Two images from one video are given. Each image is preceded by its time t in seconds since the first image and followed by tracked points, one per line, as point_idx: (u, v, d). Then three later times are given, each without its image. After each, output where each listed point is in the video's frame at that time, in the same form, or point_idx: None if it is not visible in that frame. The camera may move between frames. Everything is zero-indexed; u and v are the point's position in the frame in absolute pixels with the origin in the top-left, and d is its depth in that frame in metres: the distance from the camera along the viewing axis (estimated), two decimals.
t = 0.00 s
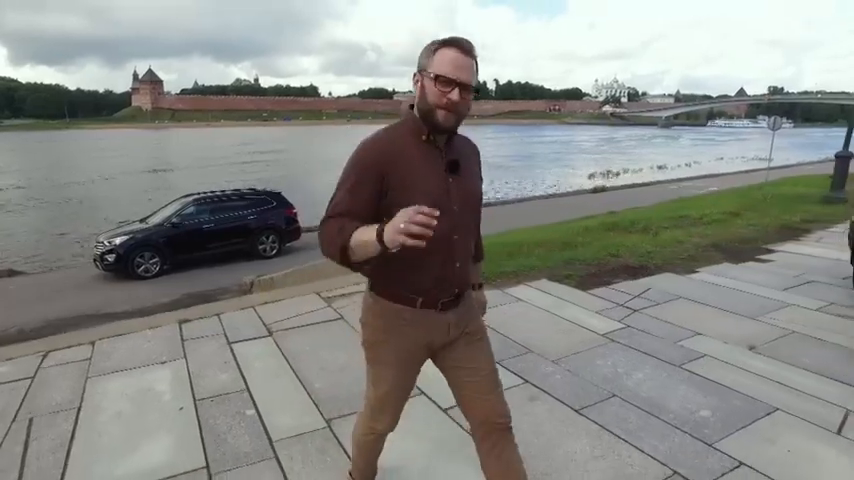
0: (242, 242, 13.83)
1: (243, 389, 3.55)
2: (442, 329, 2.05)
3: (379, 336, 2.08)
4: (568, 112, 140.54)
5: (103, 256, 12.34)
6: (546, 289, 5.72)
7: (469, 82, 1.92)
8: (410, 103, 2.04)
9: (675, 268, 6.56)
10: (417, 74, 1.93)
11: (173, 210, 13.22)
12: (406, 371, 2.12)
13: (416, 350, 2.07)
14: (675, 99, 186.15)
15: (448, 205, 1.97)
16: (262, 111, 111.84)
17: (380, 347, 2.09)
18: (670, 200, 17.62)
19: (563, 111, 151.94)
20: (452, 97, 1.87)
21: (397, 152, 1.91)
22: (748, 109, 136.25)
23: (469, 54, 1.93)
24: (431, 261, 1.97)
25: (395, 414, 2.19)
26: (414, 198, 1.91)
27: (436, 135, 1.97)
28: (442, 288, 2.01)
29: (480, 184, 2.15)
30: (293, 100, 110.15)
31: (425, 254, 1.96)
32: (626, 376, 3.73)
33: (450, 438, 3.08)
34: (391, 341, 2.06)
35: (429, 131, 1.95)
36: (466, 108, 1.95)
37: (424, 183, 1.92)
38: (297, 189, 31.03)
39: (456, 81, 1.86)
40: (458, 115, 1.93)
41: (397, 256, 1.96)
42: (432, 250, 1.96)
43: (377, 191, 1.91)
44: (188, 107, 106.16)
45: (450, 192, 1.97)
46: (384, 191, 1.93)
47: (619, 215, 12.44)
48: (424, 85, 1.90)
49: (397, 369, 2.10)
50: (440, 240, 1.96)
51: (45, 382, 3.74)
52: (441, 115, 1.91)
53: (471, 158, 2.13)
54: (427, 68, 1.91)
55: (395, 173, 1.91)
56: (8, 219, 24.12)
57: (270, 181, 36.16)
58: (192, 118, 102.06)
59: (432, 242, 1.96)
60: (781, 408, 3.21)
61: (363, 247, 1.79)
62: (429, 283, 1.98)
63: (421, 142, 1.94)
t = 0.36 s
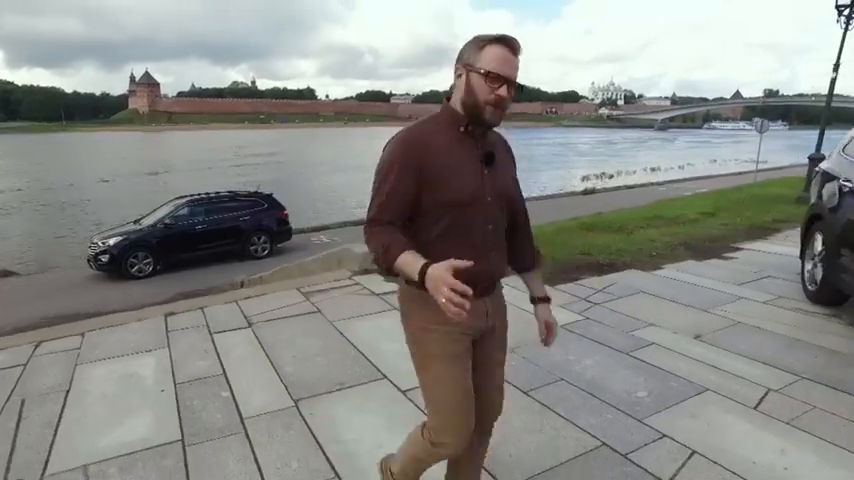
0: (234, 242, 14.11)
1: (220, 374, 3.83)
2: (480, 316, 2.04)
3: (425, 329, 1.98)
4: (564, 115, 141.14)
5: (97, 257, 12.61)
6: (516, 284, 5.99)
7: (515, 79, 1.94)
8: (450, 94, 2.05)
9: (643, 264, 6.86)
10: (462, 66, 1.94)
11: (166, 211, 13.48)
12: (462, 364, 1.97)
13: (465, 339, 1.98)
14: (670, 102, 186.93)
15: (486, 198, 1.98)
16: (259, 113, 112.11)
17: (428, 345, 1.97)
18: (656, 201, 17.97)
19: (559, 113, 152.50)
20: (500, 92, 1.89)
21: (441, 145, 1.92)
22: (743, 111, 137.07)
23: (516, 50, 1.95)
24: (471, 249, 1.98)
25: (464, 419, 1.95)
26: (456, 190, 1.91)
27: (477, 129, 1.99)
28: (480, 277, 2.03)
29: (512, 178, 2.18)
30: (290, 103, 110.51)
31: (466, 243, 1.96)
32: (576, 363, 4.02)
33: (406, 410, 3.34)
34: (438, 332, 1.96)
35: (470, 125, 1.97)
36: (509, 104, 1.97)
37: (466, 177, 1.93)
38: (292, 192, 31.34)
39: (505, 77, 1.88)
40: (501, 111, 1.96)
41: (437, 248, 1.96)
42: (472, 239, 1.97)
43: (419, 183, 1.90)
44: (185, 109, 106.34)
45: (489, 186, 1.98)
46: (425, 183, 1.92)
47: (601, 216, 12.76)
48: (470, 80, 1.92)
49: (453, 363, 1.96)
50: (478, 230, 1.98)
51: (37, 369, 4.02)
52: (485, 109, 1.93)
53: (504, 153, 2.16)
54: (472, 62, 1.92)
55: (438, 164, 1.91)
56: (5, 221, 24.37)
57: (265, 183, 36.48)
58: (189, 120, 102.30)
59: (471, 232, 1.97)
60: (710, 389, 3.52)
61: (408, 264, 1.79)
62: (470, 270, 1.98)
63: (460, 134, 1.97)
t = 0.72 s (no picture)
0: (226, 244, 14.37)
1: (197, 364, 4.11)
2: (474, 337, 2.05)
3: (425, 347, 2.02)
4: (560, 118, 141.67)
5: (91, 258, 12.87)
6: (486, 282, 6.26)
7: (487, 86, 1.89)
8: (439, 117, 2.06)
9: (612, 263, 7.13)
10: (437, 85, 1.95)
11: (159, 214, 13.74)
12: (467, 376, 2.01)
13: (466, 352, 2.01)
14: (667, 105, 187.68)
15: (476, 216, 1.93)
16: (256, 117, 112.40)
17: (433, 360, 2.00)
18: (644, 202, 18.23)
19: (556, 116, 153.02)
20: (469, 99, 1.86)
21: (419, 164, 1.94)
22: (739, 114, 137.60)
23: (485, 57, 1.90)
24: (462, 268, 1.96)
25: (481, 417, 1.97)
26: (437, 210, 1.91)
27: (461, 145, 1.96)
28: (473, 298, 2.00)
29: (515, 192, 2.09)
30: (288, 106, 110.85)
31: (456, 264, 1.96)
32: (530, 353, 4.30)
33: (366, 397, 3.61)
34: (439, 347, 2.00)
35: (453, 142, 1.95)
36: (487, 111, 1.91)
37: (448, 195, 1.91)
38: (287, 195, 31.63)
39: (471, 84, 1.85)
40: (479, 120, 1.91)
41: (426, 272, 1.98)
42: (463, 258, 1.95)
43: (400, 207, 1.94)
44: (182, 112, 106.58)
45: (479, 204, 1.93)
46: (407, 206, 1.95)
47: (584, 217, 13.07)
48: (442, 96, 1.92)
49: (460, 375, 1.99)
50: (467, 250, 1.95)
51: (27, 360, 4.29)
52: (462, 122, 1.90)
53: (504, 165, 2.09)
54: (443, 80, 1.92)
55: (420, 186, 1.92)
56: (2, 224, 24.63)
57: (261, 186, 36.78)
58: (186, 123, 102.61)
59: (459, 252, 1.94)
60: (648, 375, 3.80)
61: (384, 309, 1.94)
62: (460, 289, 1.97)
63: (445, 152, 1.95)
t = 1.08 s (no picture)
0: (219, 246, 14.64)
1: (180, 354, 4.39)
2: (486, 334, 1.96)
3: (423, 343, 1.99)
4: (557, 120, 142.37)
5: (86, 260, 13.15)
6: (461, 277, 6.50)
7: (490, 64, 1.82)
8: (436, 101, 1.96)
9: (585, 262, 7.41)
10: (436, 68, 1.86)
11: (153, 216, 14.02)
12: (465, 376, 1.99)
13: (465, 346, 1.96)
14: (662, 108, 188.66)
15: (487, 202, 1.87)
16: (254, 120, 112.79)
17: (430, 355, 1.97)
18: (631, 204, 18.55)
19: (553, 119, 153.63)
20: (469, 80, 1.79)
21: (428, 150, 1.82)
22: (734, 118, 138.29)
23: (485, 36, 1.83)
24: (474, 255, 1.89)
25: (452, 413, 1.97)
26: (449, 197, 1.81)
27: (466, 128, 1.88)
28: (484, 287, 1.93)
29: (515, 174, 2.05)
30: (286, 110, 111.29)
31: (463, 252, 1.87)
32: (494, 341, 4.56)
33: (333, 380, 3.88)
34: (438, 346, 1.97)
35: (458, 125, 1.87)
36: (488, 91, 1.85)
37: (459, 181, 1.82)
38: (283, 198, 31.97)
39: (471, 64, 1.78)
40: (482, 101, 1.84)
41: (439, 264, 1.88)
42: (473, 245, 1.87)
43: (412, 198, 1.80)
44: (180, 116, 106.86)
45: (487, 188, 1.87)
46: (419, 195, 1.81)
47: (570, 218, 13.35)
48: (444, 77, 1.83)
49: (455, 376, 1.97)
50: (478, 238, 1.88)
51: (20, 350, 4.58)
52: (463, 104, 1.83)
53: (504, 148, 2.04)
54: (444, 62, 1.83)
55: (428, 169, 1.81)
56: None
57: (257, 189, 37.10)
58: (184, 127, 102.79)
59: (470, 240, 1.87)
60: (599, 363, 4.09)
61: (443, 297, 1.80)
62: (470, 278, 1.90)
63: (449, 135, 1.86)
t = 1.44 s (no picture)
0: (210, 247, 14.85)
1: (160, 347, 4.63)
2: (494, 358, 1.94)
3: (431, 366, 1.95)
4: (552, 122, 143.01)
5: (78, 261, 13.36)
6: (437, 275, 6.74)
7: (523, 94, 1.82)
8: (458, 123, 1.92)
9: (558, 261, 7.68)
10: (467, 91, 1.82)
11: (144, 218, 14.24)
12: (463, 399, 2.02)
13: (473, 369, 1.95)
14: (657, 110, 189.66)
15: (509, 229, 1.89)
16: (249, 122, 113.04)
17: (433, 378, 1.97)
18: (618, 205, 18.87)
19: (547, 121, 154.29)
20: (505, 108, 1.76)
21: (461, 176, 1.78)
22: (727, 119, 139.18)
23: (518, 65, 1.81)
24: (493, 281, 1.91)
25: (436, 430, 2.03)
26: (480, 224, 1.80)
27: (490, 154, 1.87)
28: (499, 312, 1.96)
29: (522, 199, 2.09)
30: (281, 112, 111.56)
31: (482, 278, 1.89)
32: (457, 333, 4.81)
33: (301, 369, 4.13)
34: (444, 369, 1.95)
35: (484, 150, 1.85)
36: (518, 120, 1.84)
37: (490, 209, 1.81)
38: (276, 200, 32.26)
39: (507, 93, 1.75)
40: (512, 130, 1.84)
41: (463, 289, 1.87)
42: (495, 269, 1.89)
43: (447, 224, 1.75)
44: (175, 118, 107.00)
45: (510, 214, 1.89)
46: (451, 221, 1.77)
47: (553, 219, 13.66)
48: (478, 102, 1.79)
49: (454, 400, 2.00)
50: (499, 263, 1.90)
51: (9, 345, 4.81)
52: (495, 130, 1.81)
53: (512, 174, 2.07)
54: (479, 86, 1.79)
55: (461, 195, 1.77)
56: None
57: (250, 191, 37.37)
58: (179, 129, 102.92)
59: (492, 265, 1.89)
60: (553, 354, 4.35)
61: (491, 319, 1.78)
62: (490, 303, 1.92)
63: (475, 160, 1.84)
